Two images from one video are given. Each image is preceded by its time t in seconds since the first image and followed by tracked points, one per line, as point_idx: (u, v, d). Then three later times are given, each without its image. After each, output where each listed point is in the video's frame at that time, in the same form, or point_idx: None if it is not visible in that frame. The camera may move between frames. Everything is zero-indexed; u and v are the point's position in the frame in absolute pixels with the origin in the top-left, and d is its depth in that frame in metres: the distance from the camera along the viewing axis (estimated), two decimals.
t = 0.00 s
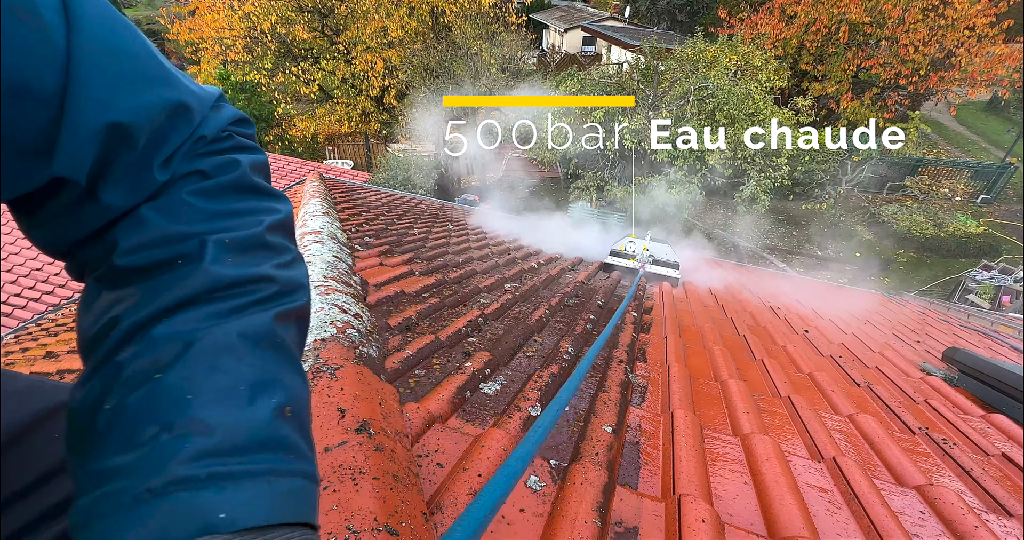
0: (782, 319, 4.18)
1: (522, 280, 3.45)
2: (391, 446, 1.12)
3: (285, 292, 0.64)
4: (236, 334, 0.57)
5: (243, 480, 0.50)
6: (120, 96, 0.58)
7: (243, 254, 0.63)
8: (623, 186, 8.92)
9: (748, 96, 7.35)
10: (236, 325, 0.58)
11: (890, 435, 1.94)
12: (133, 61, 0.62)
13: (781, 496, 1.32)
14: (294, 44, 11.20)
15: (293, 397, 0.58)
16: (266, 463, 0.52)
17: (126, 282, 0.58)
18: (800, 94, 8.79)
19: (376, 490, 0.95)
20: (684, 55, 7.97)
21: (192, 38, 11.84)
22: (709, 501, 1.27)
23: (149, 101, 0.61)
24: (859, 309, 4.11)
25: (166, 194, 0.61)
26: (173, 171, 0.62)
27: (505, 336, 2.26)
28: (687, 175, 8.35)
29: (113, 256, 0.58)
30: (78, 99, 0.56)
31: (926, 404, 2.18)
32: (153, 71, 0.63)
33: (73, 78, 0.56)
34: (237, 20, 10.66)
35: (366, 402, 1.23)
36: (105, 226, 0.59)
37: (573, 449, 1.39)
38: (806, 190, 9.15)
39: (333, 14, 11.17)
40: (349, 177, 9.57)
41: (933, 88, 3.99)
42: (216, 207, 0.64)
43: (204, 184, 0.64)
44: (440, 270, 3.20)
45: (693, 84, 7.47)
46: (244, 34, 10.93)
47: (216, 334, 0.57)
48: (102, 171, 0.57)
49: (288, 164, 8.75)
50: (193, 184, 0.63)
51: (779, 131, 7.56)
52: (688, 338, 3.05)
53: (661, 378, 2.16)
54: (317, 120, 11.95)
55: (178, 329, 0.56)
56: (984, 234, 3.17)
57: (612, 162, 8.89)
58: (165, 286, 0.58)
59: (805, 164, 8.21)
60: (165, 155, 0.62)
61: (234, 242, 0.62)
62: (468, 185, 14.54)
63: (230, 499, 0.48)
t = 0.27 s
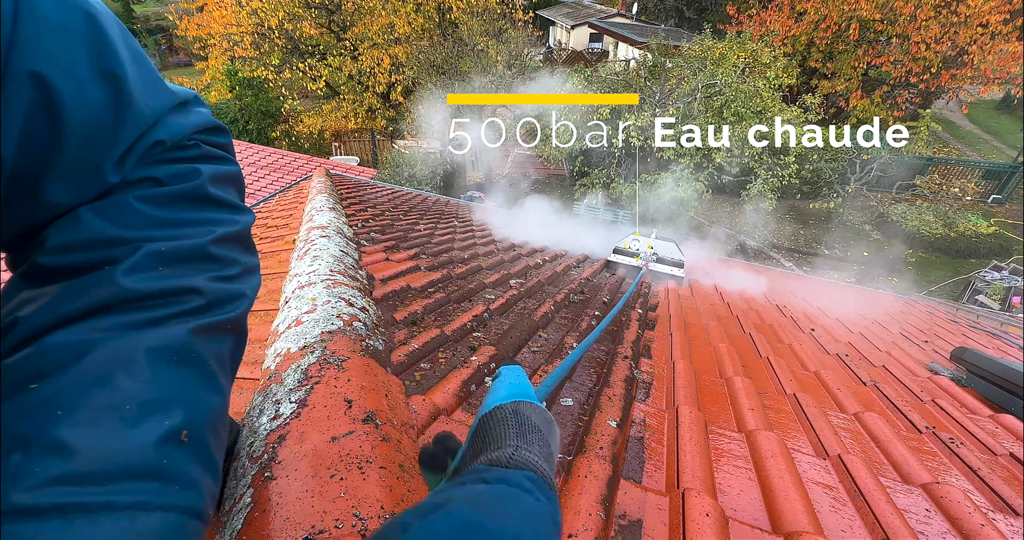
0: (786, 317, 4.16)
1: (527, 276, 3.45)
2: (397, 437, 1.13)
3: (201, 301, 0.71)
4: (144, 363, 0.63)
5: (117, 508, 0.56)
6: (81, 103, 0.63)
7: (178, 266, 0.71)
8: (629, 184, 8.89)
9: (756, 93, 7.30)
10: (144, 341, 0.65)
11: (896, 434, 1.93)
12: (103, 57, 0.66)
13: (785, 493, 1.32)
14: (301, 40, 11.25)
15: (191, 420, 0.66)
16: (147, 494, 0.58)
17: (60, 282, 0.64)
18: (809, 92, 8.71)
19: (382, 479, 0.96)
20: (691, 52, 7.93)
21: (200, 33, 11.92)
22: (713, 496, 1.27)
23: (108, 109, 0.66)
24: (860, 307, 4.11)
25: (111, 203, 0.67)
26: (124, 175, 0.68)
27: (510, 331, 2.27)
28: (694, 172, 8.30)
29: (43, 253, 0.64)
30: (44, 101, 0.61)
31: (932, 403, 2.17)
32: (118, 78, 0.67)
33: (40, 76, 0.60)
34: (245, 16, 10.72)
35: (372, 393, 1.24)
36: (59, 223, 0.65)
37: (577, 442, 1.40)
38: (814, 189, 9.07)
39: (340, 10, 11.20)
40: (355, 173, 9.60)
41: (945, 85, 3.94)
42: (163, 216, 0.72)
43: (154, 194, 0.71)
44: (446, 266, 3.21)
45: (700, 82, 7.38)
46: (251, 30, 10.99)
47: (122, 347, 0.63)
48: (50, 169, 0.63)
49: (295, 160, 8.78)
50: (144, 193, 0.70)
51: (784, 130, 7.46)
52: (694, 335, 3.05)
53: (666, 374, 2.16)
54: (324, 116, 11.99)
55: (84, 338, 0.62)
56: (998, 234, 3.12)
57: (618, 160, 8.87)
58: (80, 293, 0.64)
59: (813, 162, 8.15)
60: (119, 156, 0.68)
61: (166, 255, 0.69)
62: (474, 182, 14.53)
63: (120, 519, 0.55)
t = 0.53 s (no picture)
0: (793, 316, 4.14)
1: (533, 273, 3.46)
2: (401, 431, 1.14)
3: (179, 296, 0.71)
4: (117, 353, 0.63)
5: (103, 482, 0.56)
6: (81, 89, 0.65)
7: (168, 252, 0.71)
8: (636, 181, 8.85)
9: (766, 90, 7.23)
10: (129, 327, 0.65)
11: (902, 436, 1.91)
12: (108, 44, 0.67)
13: (788, 492, 1.31)
14: (310, 36, 11.29)
15: (174, 400, 0.67)
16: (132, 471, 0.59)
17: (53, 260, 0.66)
18: (820, 89, 8.61)
19: (386, 473, 0.97)
20: (701, 49, 7.86)
21: (211, 29, 12.01)
22: (716, 495, 1.27)
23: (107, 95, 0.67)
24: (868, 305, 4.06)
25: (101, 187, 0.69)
26: (119, 157, 0.69)
27: (515, 328, 2.27)
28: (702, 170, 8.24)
29: (41, 237, 0.66)
30: (44, 82, 0.62)
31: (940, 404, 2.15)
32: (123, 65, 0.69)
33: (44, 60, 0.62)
34: (255, 11, 10.78)
35: (377, 387, 1.25)
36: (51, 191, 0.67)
37: (580, 439, 1.40)
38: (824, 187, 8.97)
39: (349, 6, 11.22)
40: (363, 169, 9.64)
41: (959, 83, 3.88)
42: (152, 201, 0.71)
43: (147, 181, 0.71)
44: (452, 262, 3.22)
45: (709, 79, 7.43)
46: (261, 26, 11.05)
47: (104, 335, 0.63)
48: (46, 152, 0.65)
49: (303, 156, 8.83)
50: (137, 179, 0.70)
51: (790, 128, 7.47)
52: (700, 333, 3.04)
53: (671, 373, 2.15)
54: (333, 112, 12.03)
55: (70, 326, 0.62)
56: (984, 237, 3.19)
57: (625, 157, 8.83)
58: (69, 284, 0.64)
59: (823, 161, 8.06)
60: (115, 135, 0.68)
61: (157, 239, 0.70)
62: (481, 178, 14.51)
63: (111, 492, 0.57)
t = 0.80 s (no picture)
0: (804, 318, 4.11)
1: (541, 270, 3.46)
2: (409, 426, 1.16)
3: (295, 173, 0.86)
4: (294, 212, 0.82)
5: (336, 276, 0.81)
6: (149, 50, 0.71)
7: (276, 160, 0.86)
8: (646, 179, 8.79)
9: (781, 87, 7.12)
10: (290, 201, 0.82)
11: (912, 440, 1.90)
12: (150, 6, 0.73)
13: (794, 495, 1.31)
14: (322, 30, 11.32)
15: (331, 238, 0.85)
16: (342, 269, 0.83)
17: (200, 186, 0.75)
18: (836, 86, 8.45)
19: (393, 467, 0.99)
20: (715, 44, 7.76)
21: (224, 23, 12.08)
22: (722, 495, 1.27)
23: (168, 53, 0.73)
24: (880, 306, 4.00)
25: (197, 122, 0.76)
26: (193, 98, 0.76)
27: (522, 325, 2.28)
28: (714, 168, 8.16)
29: (182, 167, 0.74)
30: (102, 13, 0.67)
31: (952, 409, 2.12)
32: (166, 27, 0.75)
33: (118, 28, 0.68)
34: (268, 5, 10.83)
35: (386, 382, 1.27)
36: (151, 133, 0.73)
37: (586, 437, 1.41)
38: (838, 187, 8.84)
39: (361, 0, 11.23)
40: (373, 164, 9.69)
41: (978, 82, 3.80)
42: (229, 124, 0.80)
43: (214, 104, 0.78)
44: (461, 258, 3.23)
45: (723, 76, 7.33)
46: (273, 20, 11.08)
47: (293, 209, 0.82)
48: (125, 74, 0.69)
49: (314, 150, 8.88)
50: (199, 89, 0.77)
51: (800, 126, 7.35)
52: (708, 333, 3.03)
53: (678, 372, 2.15)
54: (343, 107, 12.07)
55: (267, 217, 0.78)
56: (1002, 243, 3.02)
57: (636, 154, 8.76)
58: (232, 180, 0.76)
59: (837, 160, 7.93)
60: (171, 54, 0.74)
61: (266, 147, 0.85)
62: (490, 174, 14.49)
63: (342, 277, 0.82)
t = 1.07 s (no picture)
0: (814, 317, 4.07)
1: (548, 266, 3.45)
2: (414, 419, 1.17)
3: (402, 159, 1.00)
4: (428, 203, 1.00)
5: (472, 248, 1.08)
6: (230, 54, 0.73)
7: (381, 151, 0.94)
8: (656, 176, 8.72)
9: (795, 85, 7.03)
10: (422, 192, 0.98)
11: (922, 443, 1.87)
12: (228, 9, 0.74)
13: (800, 495, 1.30)
14: (333, 24, 11.34)
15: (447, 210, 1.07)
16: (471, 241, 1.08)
17: (350, 197, 0.88)
18: (852, 84, 8.30)
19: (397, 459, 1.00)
20: (729, 40, 7.65)
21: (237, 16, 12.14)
22: (725, 495, 1.26)
23: (251, 57, 0.75)
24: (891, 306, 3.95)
25: (314, 134, 0.83)
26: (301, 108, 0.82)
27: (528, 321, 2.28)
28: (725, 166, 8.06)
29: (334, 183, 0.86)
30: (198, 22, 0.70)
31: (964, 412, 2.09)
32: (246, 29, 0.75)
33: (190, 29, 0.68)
34: None
35: (391, 375, 1.28)
36: (273, 148, 0.80)
37: (591, 433, 1.41)
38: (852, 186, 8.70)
39: None
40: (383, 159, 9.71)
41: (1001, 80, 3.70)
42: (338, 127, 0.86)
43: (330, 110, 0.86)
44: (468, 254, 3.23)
45: (735, 72, 7.25)
46: (285, 14, 11.12)
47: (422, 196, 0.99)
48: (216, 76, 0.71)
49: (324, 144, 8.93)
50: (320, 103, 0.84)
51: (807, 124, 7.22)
52: (716, 332, 3.01)
53: (684, 371, 2.13)
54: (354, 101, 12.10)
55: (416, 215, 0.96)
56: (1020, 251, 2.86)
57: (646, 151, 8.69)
58: (376, 186, 0.90)
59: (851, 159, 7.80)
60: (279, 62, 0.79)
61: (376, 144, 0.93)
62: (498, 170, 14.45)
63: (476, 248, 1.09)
